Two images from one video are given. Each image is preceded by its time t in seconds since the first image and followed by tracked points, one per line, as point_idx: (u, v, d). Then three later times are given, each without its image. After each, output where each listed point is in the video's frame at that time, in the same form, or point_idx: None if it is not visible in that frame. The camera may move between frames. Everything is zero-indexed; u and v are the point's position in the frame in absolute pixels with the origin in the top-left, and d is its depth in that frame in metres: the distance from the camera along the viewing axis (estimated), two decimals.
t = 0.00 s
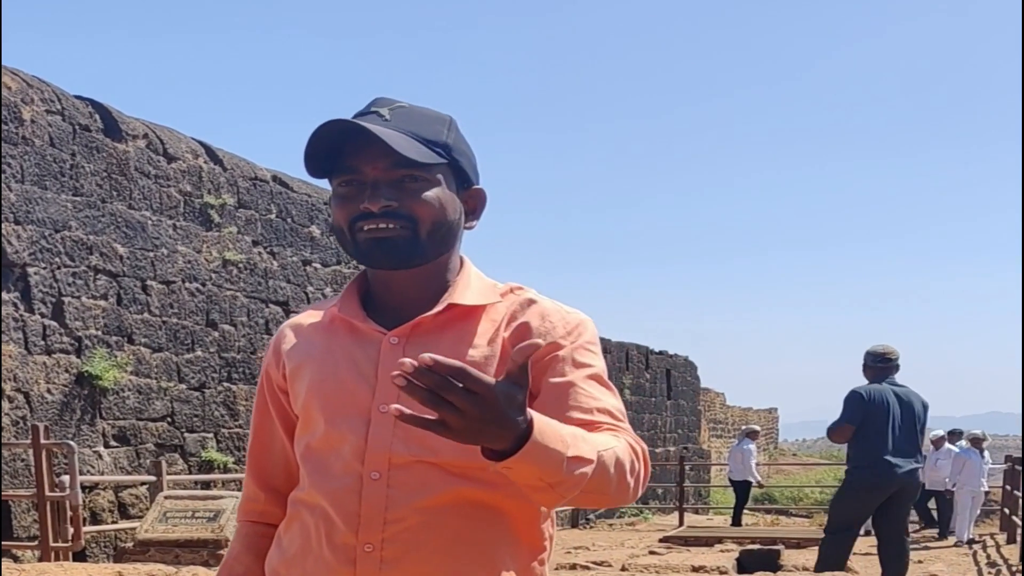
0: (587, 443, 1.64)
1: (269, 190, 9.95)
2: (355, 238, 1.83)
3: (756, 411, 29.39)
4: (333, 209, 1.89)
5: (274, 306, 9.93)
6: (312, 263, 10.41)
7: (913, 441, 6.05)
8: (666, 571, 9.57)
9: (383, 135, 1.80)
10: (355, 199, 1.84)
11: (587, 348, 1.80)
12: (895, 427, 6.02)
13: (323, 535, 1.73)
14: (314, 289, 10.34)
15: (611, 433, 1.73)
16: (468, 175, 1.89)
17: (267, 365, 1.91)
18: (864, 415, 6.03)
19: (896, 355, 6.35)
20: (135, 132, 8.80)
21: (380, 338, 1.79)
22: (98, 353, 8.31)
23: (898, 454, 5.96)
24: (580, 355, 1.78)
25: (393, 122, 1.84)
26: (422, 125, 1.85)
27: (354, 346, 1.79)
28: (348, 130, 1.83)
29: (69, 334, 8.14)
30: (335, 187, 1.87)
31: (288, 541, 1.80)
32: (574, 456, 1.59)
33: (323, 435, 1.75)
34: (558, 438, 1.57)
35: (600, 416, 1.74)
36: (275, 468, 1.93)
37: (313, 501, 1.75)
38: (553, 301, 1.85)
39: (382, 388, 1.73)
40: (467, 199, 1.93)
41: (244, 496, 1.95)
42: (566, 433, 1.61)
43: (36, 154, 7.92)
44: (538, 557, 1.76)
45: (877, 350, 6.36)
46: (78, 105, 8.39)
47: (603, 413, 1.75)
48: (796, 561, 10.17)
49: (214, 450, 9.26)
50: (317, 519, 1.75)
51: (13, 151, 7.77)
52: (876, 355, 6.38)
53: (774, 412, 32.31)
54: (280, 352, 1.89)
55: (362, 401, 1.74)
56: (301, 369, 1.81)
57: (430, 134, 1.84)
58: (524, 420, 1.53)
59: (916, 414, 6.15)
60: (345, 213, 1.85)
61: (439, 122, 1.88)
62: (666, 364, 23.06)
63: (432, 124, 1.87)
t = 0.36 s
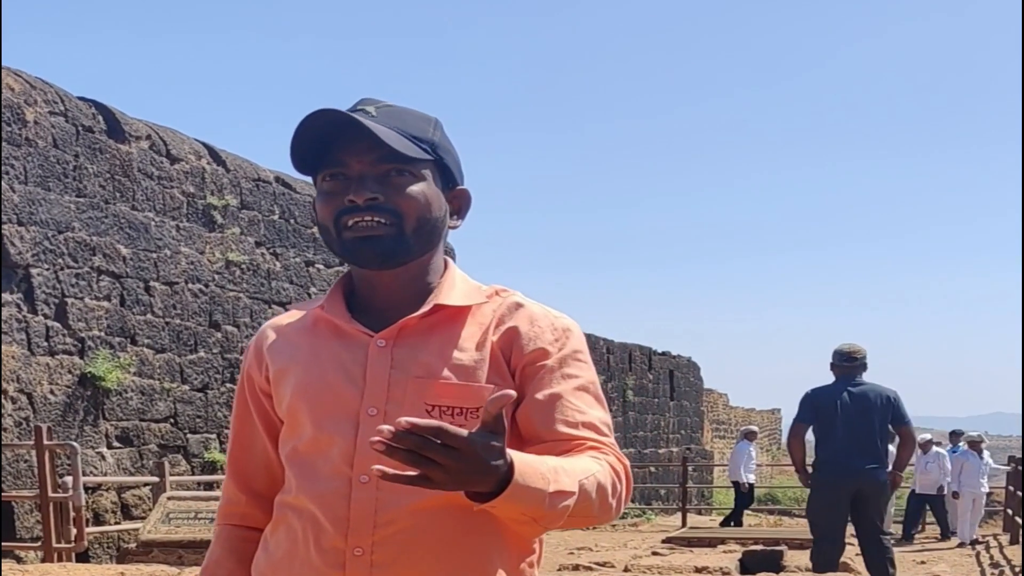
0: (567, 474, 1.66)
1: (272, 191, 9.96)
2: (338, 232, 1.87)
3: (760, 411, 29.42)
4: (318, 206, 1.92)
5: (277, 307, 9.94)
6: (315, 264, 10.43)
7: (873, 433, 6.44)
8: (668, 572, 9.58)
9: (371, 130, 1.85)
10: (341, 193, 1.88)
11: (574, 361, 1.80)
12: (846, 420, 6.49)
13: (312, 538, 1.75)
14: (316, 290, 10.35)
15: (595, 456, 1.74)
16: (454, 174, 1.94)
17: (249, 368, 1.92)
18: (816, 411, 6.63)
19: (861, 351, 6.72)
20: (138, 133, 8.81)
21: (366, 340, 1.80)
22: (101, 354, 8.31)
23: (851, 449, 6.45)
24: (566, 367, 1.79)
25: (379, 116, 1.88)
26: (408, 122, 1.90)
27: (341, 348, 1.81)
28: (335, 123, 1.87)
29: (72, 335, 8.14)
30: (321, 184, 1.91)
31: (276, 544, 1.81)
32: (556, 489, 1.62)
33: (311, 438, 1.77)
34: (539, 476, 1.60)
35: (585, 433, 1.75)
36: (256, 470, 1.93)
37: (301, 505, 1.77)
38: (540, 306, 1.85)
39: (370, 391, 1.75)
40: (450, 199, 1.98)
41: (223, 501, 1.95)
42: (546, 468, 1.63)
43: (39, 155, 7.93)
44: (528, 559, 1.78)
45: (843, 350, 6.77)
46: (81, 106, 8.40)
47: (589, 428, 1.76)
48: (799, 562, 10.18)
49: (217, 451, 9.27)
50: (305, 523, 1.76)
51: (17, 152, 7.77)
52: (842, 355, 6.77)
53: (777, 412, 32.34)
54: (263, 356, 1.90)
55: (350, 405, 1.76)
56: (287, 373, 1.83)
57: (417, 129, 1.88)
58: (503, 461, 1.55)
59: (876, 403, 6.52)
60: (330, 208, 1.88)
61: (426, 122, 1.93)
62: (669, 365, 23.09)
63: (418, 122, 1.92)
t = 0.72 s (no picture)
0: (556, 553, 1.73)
1: (280, 191, 9.96)
2: (344, 233, 1.88)
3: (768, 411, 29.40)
4: (321, 204, 1.92)
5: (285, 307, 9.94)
6: (322, 265, 10.44)
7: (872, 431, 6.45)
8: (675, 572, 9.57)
9: (382, 132, 1.85)
10: (348, 194, 1.88)
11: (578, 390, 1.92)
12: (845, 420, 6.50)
13: (309, 536, 1.78)
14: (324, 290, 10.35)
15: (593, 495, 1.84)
16: (457, 178, 1.96)
17: (230, 351, 1.92)
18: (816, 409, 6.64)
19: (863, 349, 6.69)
20: (146, 134, 8.82)
21: (370, 338, 1.87)
22: (110, 355, 8.32)
23: (852, 450, 6.45)
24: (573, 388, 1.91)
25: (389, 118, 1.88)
26: (415, 124, 1.91)
27: (344, 346, 1.86)
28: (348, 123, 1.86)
29: (81, 336, 8.15)
30: (326, 182, 1.91)
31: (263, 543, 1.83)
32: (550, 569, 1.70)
33: (310, 434, 1.81)
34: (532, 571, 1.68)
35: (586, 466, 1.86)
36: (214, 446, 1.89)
37: (297, 503, 1.80)
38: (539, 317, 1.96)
39: (374, 390, 1.81)
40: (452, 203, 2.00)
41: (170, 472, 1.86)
42: (538, 552, 1.70)
43: (47, 156, 7.95)
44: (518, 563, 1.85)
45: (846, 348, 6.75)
46: (89, 108, 8.41)
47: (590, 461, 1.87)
48: (807, 562, 10.16)
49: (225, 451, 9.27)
50: (302, 520, 1.79)
51: (25, 153, 7.79)
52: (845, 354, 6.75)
53: (785, 412, 32.31)
54: (252, 344, 1.91)
55: (355, 401, 1.81)
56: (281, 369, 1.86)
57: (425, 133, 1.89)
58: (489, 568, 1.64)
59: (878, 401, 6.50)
60: (335, 209, 1.88)
61: (431, 125, 1.93)
62: (677, 365, 23.07)
63: (423, 124, 1.93)
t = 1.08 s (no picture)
0: None
1: (284, 191, 9.97)
2: (335, 234, 1.86)
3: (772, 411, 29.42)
4: (310, 206, 1.91)
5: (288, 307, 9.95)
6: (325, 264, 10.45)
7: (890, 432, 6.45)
8: (680, 571, 9.56)
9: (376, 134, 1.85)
10: (340, 195, 1.87)
11: (563, 405, 2.05)
12: (862, 423, 6.49)
13: (305, 530, 1.77)
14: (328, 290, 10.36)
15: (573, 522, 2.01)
16: (445, 180, 1.98)
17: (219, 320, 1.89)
18: (834, 410, 6.61)
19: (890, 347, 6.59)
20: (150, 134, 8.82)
21: (365, 337, 1.87)
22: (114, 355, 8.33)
23: (869, 452, 6.45)
24: (559, 401, 2.04)
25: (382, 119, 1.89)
26: (406, 127, 1.92)
27: (338, 344, 1.86)
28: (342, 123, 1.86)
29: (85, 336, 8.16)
30: (316, 184, 1.89)
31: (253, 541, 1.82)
32: None
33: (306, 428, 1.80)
34: None
35: (569, 492, 2.02)
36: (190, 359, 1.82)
37: (293, 501, 1.79)
38: (523, 320, 2.05)
39: (371, 387, 1.81)
40: (441, 205, 2.02)
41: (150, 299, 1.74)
42: None
43: (51, 156, 7.95)
44: (508, 561, 1.91)
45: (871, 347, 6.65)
46: (94, 107, 8.42)
47: (570, 485, 2.04)
48: (811, 562, 10.15)
49: (229, 452, 9.27)
50: (299, 514, 1.78)
51: (29, 153, 7.80)
52: (869, 353, 6.67)
53: (789, 412, 32.31)
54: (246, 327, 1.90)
55: (351, 399, 1.81)
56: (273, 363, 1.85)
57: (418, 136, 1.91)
58: None
59: (895, 401, 6.47)
60: (327, 209, 1.87)
61: (421, 127, 1.95)
62: (680, 364, 23.06)
63: (413, 127, 1.94)
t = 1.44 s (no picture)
0: None
1: (286, 194, 10.00)
2: (330, 241, 1.89)
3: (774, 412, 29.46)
4: (304, 210, 1.93)
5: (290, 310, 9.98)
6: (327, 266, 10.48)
7: (903, 434, 6.55)
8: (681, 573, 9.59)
9: (370, 142, 1.88)
10: (335, 202, 1.90)
11: (557, 410, 2.10)
12: (877, 427, 6.56)
13: (305, 529, 1.80)
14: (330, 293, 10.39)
15: (569, 524, 2.08)
16: (439, 185, 2.01)
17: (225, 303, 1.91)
18: (849, 413, 6.69)
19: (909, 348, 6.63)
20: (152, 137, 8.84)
21: (362, 339, 1.89)
22: (117, 357, 8.37)
23: (882, 455, 6.56)
24: (552, 406, 2.08)
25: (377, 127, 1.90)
26: (400, 133, 1.94)
27: (337, 346, 1.89)
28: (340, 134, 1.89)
29: (87, 338, 8.21)
30: (310, 190, 1.92)
31: (252, 542, 1.84)
32: None
33: (305, 426, 1.82)
34: None
35: (566, 496, 2.09)
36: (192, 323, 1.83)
37: (293, 502, 1.82)
38: (518, 325, 2.08)
39: (369, 390, 1.84)
40: (435, 209, 2.04)
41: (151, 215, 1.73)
42: None
43: (54, 160, 7.98)
44: (507, 562, 1.95)
45: (889, 350, 6.70)
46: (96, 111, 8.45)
47: (567, 489, 2.10)
48: (812, 564, 10.17)
49: (231, 454, 9.31)
50: (300, 514, 1.81)
51: (31, 156, 7.83)
52: (887, 355, 6.72)
53: (792, 413, 32.34)
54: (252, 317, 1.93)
55: (349, 402, 1.83)
56: (272, 363, 1.88)
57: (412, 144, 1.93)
58: None
59: (910, 404, 6.54)
60: (321, 216, 1.90)
61: (415, 132, 1.98)
62: (683, 367, 23.11)
63: (407, 132, 1.97)
